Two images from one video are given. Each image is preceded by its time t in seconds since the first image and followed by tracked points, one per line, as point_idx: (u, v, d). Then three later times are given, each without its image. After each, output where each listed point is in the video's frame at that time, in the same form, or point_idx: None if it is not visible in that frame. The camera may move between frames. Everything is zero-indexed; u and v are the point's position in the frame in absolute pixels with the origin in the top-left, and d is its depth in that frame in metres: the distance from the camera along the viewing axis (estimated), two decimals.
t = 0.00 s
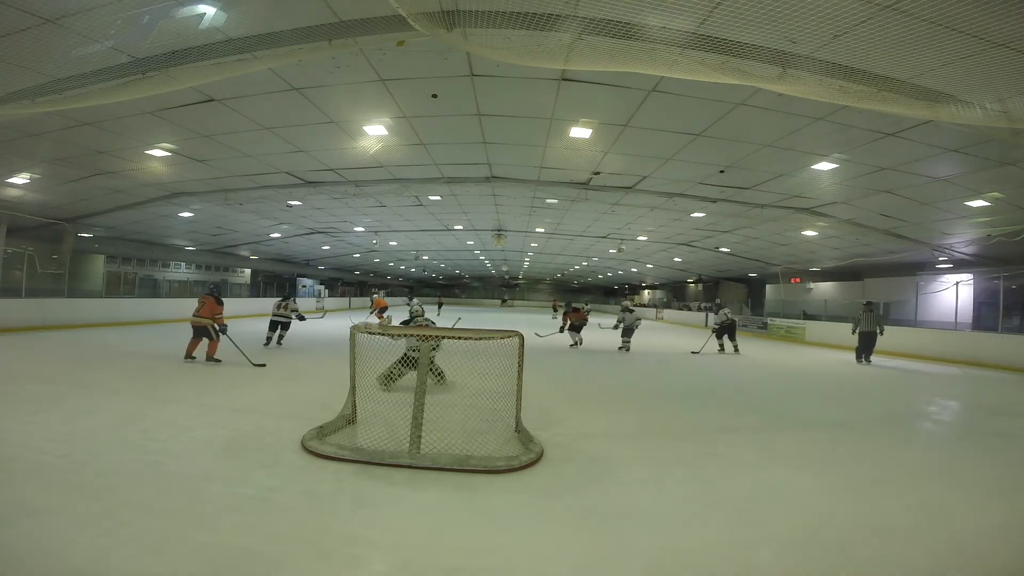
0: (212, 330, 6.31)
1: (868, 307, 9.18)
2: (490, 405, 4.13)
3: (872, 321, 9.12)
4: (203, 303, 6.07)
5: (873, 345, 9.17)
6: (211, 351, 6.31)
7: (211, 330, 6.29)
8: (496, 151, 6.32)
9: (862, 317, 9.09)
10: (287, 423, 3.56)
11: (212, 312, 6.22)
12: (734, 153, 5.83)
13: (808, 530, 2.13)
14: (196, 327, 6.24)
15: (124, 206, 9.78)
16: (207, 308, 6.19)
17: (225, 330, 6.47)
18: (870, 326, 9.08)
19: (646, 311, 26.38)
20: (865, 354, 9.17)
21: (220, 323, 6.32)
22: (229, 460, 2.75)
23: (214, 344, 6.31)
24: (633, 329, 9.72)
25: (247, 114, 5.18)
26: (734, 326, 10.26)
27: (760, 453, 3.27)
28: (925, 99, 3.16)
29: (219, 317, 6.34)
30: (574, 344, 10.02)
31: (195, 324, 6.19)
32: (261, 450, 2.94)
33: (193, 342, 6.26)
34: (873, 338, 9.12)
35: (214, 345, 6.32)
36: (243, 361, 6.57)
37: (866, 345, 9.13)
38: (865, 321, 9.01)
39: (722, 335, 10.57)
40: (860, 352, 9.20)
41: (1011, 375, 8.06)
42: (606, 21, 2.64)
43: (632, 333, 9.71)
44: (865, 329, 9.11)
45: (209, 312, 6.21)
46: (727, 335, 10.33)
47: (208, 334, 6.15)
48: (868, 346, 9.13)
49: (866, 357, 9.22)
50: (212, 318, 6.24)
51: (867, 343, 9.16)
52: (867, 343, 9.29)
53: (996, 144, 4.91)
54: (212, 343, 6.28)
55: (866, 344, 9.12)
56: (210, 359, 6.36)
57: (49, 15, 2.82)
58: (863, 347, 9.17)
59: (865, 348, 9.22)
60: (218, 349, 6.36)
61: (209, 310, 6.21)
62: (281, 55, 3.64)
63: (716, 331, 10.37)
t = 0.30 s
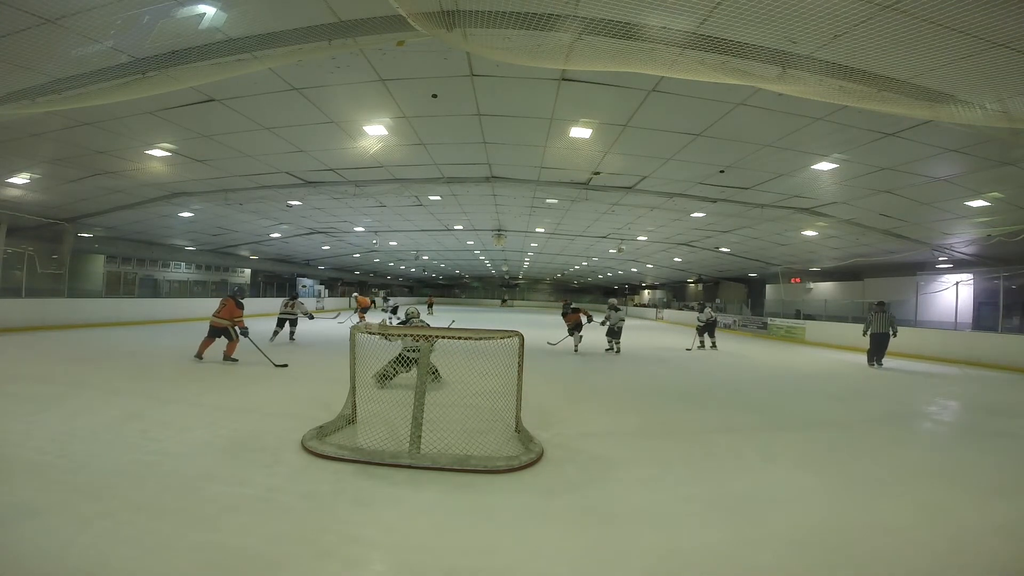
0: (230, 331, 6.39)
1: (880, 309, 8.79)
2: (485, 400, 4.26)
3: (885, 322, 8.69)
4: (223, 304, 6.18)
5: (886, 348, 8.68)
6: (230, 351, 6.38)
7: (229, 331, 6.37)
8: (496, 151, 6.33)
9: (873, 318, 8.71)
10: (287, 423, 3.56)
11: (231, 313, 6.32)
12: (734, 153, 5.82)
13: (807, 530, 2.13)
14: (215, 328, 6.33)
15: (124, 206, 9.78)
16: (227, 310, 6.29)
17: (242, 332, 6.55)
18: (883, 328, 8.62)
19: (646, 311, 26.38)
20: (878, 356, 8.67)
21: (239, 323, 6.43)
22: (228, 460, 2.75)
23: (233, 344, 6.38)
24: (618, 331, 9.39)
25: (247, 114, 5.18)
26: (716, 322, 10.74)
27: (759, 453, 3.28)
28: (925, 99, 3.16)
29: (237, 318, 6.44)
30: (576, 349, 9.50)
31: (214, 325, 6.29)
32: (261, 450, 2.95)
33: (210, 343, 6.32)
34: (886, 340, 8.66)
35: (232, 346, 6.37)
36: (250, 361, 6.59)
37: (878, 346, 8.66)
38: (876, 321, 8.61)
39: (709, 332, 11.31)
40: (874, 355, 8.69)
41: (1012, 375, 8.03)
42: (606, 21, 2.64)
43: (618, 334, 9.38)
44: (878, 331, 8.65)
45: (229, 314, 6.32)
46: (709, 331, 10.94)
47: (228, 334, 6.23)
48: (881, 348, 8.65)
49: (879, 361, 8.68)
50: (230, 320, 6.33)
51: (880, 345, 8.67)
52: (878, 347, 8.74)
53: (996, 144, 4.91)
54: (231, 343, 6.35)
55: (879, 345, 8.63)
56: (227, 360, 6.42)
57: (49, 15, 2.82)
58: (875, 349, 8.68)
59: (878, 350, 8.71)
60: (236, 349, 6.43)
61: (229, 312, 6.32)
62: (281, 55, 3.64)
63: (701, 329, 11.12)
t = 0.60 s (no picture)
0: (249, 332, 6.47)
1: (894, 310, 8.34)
2: (485, 400, 4.29)
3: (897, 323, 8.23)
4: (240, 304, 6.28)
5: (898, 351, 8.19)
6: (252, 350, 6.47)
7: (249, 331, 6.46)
8: (496, 151, 6.33)
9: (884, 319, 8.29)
10: (287, 424, 3.56)
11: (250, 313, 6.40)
12: (734, 152, 5.82)
13: (807, 530, 2.13)
14: (233, 328, 6.41)
15: (124, 206, 9.79)
16: (245, 310, 6.38)
17: (259, 332, 6.61)
18: (895, 329, 8.17)
19: (646, 311, 26.37)
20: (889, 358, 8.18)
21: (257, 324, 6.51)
22: (228, 460, 2.75)
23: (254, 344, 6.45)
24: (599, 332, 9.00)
25: (247, 114, 5.18)
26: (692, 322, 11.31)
27: (760, 453, 3.27)
28: (925, 99, 3.16)
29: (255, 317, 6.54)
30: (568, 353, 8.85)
31: (232, 326, 6.36)
32: (262, 450, 2.95)
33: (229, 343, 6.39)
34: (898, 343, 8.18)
35: (253, 345, 6.43)
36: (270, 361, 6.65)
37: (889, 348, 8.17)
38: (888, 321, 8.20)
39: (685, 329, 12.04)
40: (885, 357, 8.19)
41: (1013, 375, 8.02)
42: (606, 21, 2.64)
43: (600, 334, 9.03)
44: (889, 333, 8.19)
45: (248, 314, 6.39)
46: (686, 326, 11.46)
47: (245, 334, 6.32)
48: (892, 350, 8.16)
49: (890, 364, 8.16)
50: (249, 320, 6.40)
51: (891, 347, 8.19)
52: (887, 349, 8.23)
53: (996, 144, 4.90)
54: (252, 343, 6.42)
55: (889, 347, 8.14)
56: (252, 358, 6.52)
57: (49, 15, 2.82)
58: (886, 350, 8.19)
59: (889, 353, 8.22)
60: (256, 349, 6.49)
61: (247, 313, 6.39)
62: (281, 55, 3.64)
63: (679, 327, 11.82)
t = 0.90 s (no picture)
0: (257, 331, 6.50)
1: (908, 309, 7.84)
2: (484, 399, 4.30)
3: (910, 323, 7.74)
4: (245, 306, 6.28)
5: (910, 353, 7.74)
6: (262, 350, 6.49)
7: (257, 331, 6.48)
8: (496, 151, 6.33)
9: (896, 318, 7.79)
10: (287, 424, 3.56)
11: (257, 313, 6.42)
12: (734, 153, 5.82)
13: (807, 531, 2.12)
14: (240, 330, 6.43)
15: (124, 206, 9.79)
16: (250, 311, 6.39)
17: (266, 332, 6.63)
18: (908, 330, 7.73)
19: (646, 311, 26.37)
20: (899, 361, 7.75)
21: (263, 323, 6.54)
22: (228, 460, 2.75)
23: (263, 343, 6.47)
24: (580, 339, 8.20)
25: (247, 114, 5.18)
26: (669, 322, 11.47)
27: (759, 453, 3.27)
28: (925, 99, 3.16)
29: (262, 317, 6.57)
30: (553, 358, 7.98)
31: (239, 327, 6.39)
32: (262, 450, 2.95)
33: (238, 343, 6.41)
34: (910, 344, 7.72)
35: (262, 345, 6.45)
36: (280, 360, 6.70)
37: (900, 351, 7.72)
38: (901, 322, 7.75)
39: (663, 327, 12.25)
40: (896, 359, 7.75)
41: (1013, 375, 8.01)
42: (606, 22, 2.64)
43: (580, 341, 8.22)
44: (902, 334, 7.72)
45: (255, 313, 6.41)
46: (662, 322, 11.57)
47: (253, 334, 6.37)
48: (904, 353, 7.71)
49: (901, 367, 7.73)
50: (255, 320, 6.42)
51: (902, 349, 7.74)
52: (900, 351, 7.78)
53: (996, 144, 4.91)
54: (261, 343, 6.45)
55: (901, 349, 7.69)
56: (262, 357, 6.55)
57: (49, 15, 2.82)
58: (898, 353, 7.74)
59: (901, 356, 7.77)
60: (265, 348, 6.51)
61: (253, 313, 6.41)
62: (281, 55, 3.64)
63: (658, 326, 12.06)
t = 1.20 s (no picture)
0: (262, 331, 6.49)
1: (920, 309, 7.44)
2: (484, 400, 4.29)
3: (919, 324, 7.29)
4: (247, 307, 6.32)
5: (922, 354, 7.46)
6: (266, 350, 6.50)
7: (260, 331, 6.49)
8: (496, 151, 6.33)
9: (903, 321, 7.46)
10: (287, 424, 3.56)
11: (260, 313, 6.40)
12: (734, 153, 5.83)
13: (807, 531, 2.12)
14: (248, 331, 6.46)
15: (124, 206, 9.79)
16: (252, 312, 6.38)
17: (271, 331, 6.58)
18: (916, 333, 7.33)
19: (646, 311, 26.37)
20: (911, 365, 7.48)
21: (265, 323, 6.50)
22: (228, 460, 2.75)
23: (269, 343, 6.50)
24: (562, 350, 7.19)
25: (247, 114, 5.18)
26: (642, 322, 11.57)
27: (759, 453, 3.27)
28: (924, 99, 3.16)
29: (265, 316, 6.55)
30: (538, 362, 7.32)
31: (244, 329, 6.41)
32: (262, 450, 2.95)
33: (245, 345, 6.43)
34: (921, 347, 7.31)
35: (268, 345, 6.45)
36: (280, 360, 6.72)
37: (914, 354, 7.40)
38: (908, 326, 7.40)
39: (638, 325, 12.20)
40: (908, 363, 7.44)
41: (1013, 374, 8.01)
42: (606, 22, 2.64)
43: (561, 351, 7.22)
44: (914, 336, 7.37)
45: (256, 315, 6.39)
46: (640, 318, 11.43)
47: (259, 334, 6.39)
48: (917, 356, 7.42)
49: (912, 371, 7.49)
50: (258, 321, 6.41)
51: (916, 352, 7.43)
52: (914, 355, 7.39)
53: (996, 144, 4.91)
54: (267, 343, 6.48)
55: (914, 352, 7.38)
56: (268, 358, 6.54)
57: (48, 15, 2.82)
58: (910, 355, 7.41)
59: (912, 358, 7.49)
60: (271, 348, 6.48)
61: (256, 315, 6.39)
62: (281, 55, 3.64)
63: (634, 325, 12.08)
